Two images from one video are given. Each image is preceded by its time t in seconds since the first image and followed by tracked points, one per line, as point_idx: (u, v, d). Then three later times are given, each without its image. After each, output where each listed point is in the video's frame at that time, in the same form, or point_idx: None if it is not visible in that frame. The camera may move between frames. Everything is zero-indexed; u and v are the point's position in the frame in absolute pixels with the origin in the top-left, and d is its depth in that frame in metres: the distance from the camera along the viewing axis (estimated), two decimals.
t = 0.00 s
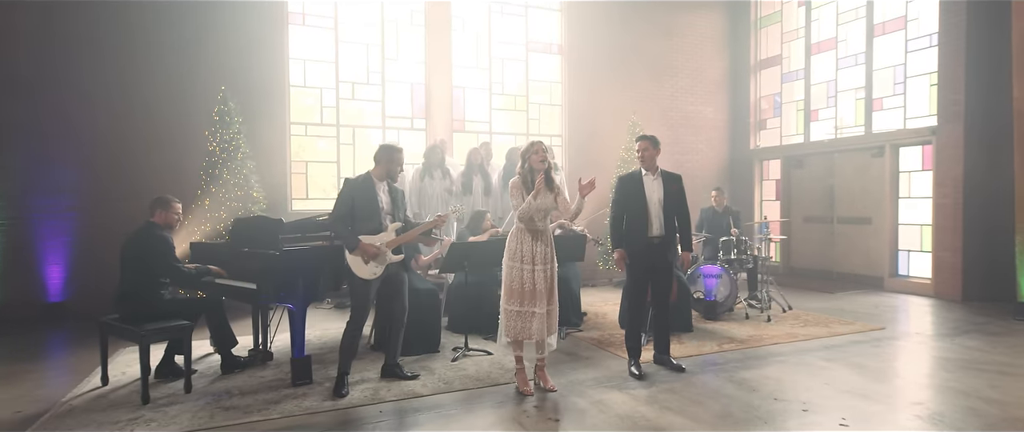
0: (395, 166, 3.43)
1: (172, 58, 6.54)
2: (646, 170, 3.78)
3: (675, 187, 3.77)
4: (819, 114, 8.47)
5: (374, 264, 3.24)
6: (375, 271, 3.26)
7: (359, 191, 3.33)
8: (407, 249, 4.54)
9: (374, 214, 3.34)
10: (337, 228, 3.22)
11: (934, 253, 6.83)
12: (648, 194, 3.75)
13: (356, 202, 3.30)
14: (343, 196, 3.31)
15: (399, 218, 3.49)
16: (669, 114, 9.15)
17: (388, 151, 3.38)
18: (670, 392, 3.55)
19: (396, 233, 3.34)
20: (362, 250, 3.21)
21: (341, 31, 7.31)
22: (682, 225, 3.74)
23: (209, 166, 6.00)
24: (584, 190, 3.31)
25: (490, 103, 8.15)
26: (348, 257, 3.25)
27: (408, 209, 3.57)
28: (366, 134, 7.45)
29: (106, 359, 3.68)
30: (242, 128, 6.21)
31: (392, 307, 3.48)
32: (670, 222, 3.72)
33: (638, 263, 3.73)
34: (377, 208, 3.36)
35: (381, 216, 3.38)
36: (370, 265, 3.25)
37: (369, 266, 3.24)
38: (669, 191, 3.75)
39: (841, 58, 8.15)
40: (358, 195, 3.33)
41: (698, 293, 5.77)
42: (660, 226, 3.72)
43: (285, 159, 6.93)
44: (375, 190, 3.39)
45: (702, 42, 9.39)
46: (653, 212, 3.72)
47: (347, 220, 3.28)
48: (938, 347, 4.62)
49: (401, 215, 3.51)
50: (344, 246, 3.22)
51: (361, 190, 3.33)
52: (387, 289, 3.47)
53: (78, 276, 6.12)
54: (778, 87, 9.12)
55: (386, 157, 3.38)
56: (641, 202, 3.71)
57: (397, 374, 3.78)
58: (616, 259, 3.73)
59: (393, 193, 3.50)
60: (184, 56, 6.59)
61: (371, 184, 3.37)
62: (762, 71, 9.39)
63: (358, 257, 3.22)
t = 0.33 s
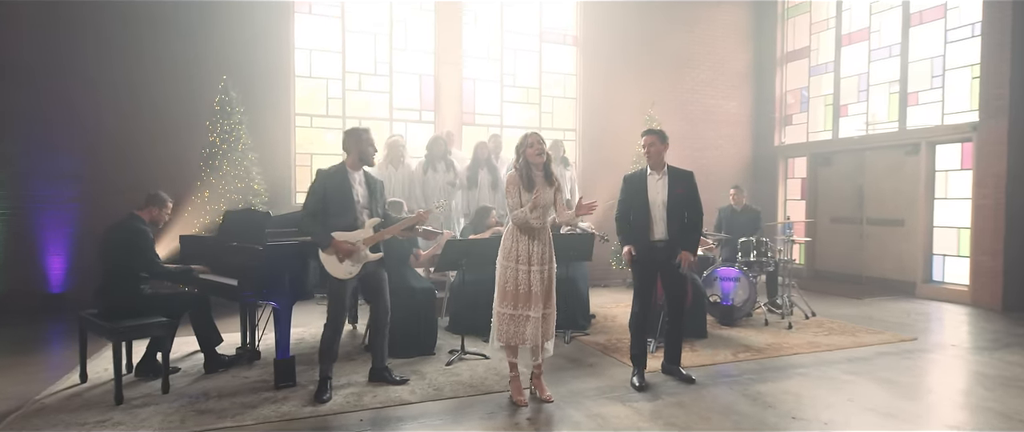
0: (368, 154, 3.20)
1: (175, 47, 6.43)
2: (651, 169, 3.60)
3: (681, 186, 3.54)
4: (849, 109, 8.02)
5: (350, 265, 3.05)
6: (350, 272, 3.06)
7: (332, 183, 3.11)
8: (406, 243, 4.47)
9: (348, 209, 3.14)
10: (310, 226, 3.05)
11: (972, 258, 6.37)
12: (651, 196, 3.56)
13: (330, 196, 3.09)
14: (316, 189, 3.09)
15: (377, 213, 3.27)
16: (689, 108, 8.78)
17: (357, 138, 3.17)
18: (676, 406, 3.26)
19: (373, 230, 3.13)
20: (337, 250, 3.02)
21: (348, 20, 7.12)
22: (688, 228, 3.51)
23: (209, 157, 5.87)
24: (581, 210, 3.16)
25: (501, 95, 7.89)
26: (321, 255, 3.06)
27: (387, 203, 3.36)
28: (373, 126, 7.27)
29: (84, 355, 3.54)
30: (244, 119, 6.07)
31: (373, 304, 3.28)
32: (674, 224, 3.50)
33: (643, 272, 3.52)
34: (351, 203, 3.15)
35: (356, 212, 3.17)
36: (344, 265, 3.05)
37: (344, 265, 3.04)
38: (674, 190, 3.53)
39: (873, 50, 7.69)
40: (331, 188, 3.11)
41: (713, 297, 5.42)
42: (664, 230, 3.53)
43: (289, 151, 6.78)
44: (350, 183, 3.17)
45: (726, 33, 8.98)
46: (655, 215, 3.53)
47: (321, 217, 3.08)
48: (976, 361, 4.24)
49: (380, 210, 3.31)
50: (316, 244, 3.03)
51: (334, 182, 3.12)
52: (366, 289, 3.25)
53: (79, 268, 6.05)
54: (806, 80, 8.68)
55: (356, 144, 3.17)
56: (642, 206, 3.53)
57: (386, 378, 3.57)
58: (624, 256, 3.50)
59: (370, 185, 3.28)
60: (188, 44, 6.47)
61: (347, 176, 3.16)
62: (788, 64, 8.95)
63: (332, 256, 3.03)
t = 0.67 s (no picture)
0: (336, 147, 3.06)
1: (184, 42, 6.33)
2: (660, 170, 3.33)
3: (690, 188, 3.24)
4: (885, 105, 7.54)
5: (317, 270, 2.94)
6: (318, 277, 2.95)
7: (298, 181, 3.00)
8: (407, 243, 4.28)
9: (317, 209, 3.02)
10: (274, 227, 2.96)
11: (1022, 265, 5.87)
12: (659, 199, 3.30)
13: (299, 197, 2.99)
14: (283, 189, 2.98)
15: (351, 214, 3.16)
16: (713, 104, 8.40)
17: (319, 130, 3.03)
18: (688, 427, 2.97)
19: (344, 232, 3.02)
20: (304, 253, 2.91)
21: (359, 15, 6.97)
22: (699, 234, 3.21)
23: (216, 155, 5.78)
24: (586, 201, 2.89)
25: (515, 91, 7.65)
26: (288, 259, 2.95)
27: (362, 202, 3.26)
28: (383, 122, 7.11)
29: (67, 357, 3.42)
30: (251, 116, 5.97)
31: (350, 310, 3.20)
32: (682, 230, 3.21)
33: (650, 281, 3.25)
34: (322, 204, 3.03)
35: (327, 214, 3.05)
36: (312, 270, 2.94)
37: (310, 269, 2.93)
38: (683, 192, 3.24)
39: (912, 41, 7.20)
40: (300, 188, 3.00)
41: (735, 304, 5.06)
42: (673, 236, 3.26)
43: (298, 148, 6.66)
44: (320, 181, 3.04)
45: (752, 26, 8.56)
46: (662, 219, 3.28)
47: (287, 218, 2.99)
48: None
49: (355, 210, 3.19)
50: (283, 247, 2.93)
51: (302, 181, 3.00)
52: (342, 295, 3.15)
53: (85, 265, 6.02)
54: (838, 75, 8.21)
55: (318, 136, 3.03)
56: (649, 210, 3.28)
57: (375, 388, 3.36)
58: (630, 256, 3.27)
59: (345, 184, 3.16)
60: (197, 39, 6.37)
61: (314, 174, 3.04)
62: (819, 58, 8.49)
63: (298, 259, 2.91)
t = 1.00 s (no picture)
0: (299, 147, 2.98)
1: (191, 39, 6.26)
2: (671, 165, 3.03)
3: (704, 183, 2.96)
4: (926, 96, 7.03)
5: (289, 273, 2.86)
6: (290, 280, 2.86)
7: (269, 180, 2.96)
8: (409, 246, 4.05)
9: (288, 209, 2.97)
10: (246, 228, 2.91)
11: None
12: (669, 197, 3.01)
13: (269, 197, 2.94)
14: (253, 191, 2.96)
15: (329, 213, 3.03)
16: (740, 98, 7.99)
17: (283, 126, 2.93)
18: None
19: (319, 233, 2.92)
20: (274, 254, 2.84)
21: (368, 10, 6.82)
22: (713, 237, 2.92)
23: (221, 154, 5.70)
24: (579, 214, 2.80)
25: (530, 86, 7.41)
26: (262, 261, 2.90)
27: (346, 200, 3.12)
28: (394, 120, 6.96)
29: (53, 364, 3.30)
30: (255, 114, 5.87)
31: (337, 315, 3.06)
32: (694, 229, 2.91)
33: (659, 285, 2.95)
34: (291, 205, 2.97)
35: (299, 216, 2.99)
36: (284, 273, 2.85)
37: (281, 272, 2.85)
38: (696, 188, 2.95)
39: (956, 26, 6.68)
40: (272, 188, 2.95)
41: (761, 309, 4.70)
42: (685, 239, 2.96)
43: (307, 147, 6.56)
44: (290, 179, 2.98)
45: (782, 14, 8.11)
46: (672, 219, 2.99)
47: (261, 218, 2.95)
48: None
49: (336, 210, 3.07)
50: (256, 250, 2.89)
51: (274, 182, 2.95)
52: (328, 298, 3.03)
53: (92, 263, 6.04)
54: (875, 65, 7.71)
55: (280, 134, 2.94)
56: (661, 208, 2.99)
57: (365, 398, 3.17)
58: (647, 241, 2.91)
59: (323, 180, 3.05)
60: (206, 37, 6.29)
61: (285, 176, 2.97)
62: (855, 47, 7.99)
63: (269, 261, 2.85)
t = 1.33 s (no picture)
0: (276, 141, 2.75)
1: (195, 36, 6.16)
2: (684, 153, 2.75)
3: (720, 172, 2.69)
4: (965, 87, 6.56)
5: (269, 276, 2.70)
6: (268, 283, 2.70)
7: (258, 180, 2.78)
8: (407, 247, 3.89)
9: (273, 209, 2.79)
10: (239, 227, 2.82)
11: None
12: (683, 187, 2.73)
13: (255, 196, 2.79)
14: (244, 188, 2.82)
15: (314, 215, 2.80)
16: (763, 91, 7.62)
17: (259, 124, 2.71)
18: None
19: (300, 232, 2.76)
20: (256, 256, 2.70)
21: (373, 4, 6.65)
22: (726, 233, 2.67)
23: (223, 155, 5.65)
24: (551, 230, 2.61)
25: (541, 80, 7.16)
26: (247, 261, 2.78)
27: (337, 197, 2.86)
28: (400, 116, 6.80)
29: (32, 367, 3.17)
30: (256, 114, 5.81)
31: (329, 319, 2.86)
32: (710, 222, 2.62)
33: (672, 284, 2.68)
34: (277, 204, 2.79)
35: (285, 213, 2.81)
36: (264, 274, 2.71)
37: (261, 273, 2.72)
38: (712, 178, 2.68)
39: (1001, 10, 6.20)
40: (258, 188, 2.78)
41: (782, 314, 4.38)
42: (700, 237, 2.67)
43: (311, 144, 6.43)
44: (274, 178, 2.78)
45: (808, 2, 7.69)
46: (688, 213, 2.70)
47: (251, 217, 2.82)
48: None
49: (323, 211, 2.82)
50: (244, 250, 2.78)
51: (260, 181, 2.78)
52: (319, 300, 2.83)
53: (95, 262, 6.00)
54: (909, 55, 7.25)
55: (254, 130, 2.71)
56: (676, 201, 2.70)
57: (350, 409, 2.96)
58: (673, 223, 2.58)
59: (308, 177, 2.82)
60: (209, 34, 6.19)
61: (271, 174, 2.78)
62: (887, 37, 7.53)
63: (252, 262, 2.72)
